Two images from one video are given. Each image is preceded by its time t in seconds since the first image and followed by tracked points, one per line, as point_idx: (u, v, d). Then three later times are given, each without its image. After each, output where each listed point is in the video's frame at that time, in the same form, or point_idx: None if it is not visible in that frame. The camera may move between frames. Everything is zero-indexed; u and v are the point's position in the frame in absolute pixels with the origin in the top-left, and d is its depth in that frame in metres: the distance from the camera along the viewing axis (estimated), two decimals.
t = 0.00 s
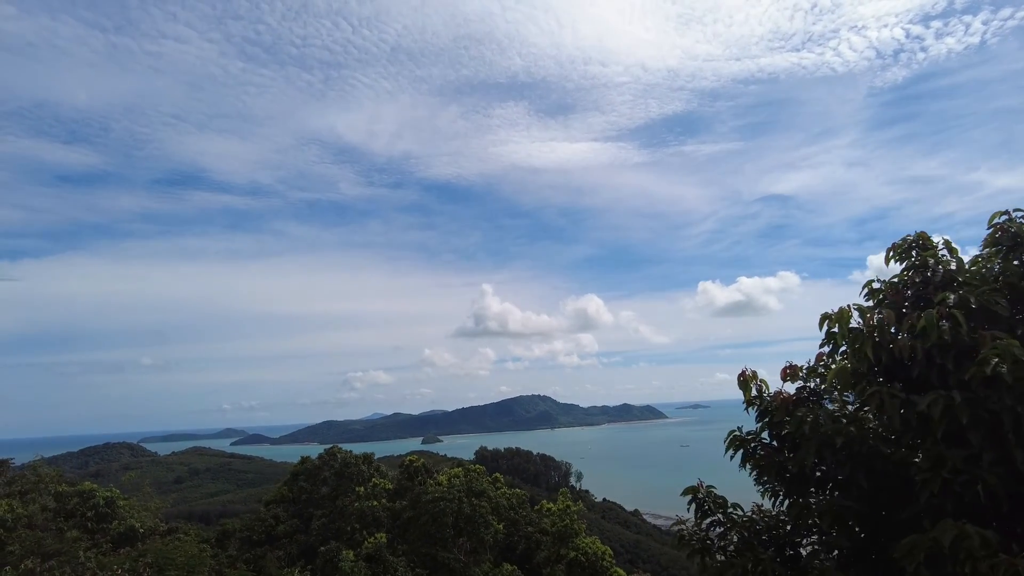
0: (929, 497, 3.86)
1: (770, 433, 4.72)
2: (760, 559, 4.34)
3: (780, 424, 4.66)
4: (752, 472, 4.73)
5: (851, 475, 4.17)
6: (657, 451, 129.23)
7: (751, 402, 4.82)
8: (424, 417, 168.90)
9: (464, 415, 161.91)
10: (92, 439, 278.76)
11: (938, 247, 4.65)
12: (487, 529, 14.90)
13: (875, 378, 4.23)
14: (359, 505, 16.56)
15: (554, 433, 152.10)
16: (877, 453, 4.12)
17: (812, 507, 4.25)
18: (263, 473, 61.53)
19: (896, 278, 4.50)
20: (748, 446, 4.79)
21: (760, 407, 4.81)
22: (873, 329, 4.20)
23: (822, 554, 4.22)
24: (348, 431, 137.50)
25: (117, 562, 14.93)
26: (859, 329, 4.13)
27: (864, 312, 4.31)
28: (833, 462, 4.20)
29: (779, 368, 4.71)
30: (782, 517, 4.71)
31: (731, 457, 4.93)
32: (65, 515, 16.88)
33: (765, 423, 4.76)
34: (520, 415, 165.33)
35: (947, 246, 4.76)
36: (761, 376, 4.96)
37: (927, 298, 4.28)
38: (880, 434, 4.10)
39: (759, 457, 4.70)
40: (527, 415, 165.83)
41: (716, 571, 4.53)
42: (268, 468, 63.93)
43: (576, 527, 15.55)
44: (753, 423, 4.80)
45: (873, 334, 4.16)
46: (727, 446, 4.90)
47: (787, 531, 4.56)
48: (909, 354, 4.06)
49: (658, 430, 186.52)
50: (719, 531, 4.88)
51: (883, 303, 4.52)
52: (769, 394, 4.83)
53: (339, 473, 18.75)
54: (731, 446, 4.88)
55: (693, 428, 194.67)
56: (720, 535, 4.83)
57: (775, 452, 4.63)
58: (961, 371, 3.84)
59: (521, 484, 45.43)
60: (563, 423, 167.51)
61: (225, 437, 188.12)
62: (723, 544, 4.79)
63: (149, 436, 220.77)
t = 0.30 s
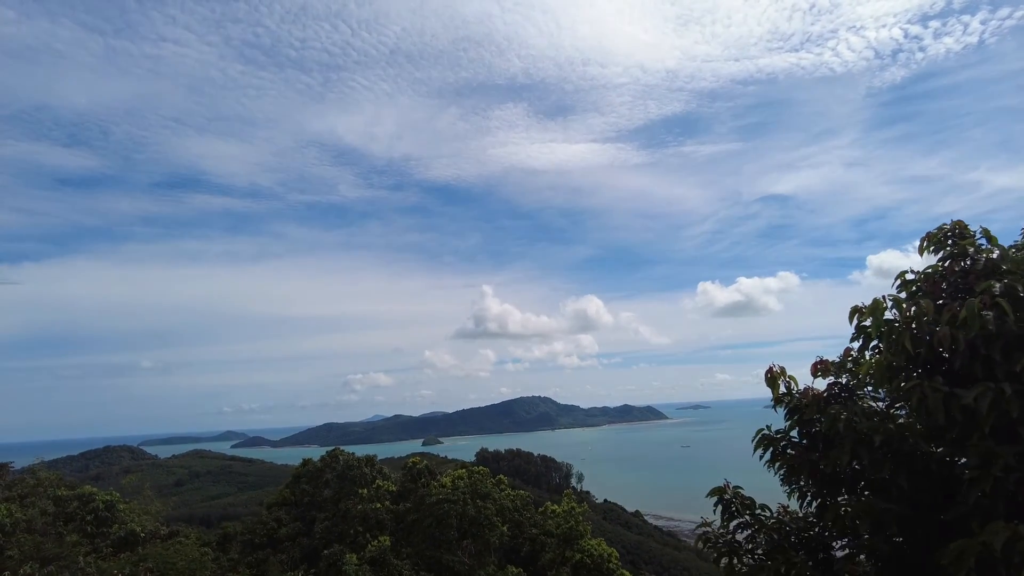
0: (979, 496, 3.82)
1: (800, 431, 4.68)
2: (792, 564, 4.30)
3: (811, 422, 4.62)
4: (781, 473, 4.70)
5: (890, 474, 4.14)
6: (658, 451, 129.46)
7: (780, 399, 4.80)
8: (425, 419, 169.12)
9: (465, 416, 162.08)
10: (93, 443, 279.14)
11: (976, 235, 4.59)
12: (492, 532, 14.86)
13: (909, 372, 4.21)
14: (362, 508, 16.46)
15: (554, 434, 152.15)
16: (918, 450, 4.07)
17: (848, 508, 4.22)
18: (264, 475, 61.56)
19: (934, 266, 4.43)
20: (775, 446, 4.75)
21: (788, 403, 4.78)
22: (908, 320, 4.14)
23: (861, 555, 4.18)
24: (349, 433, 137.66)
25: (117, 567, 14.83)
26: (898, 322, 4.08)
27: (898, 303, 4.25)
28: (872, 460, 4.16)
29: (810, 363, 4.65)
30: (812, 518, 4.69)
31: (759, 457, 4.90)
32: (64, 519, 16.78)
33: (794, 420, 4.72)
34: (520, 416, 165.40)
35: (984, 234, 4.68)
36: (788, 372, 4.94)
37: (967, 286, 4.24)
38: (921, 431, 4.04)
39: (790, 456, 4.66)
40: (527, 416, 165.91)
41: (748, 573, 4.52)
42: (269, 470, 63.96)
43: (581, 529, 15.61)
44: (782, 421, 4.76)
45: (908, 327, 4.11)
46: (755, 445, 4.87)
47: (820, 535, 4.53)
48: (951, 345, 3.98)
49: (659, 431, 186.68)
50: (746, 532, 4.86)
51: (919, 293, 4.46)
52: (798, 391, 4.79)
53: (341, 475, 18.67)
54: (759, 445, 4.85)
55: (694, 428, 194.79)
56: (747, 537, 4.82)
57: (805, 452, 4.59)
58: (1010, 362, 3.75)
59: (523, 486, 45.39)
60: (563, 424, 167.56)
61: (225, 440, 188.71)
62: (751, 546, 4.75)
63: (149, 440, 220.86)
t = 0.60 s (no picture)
0: None
1: (840, 431, 4.62)
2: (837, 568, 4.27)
3: (852, 421, 4.56)
4: (819, 475, 4.67)
5: (941, 475, 4.06)
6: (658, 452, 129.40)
7: (819, 397, 4.76)
8: (425, 421, 169.08)
9: (465, 418, 162.07)
10: (93, 446, 279.05)
11: None
12: (498, 535, 14.78)
13: (959, 368, 4.15)
14: (366, 511, 16.36)
15: (554, 436, 152.02)
16: (969, 451, 4.01)
17: (896, 512, 4.15)
18: (264, 477, 61.51)
19: (981, 259, 4.42)
20: (815, 448, 4.71)
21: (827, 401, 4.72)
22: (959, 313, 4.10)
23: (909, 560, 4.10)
24: (349, 435, 137.68)
25: (118, 573, 14.71)
26: (947, 316, 4.02)
27: (948, 295, 4.21)
28: (922, 460, 4.09)
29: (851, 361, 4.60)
30: (850, 523, 4.66)
31: (796, 460, 4.88)
32: (64, 523, 16.70)
33: (833, 420, 4.65)
34: (520, 417, 165.30)
35: None
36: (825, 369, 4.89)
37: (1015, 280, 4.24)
38: (974, 429, 3.97)
39: (829, 458, 4.62)
40: (527, 417, 165.81)
41: None
42: (269, 472, 63.93)
43: (587, 531, 15.49)
44: (820, 421, 4.71)
45: (962, 320, 4.05)
46: (793, 448, 4.84)
47: (860, 539, 4.52)
48: (1004, 340, 3.94)
49: (660, 432, 186.46)
50: (782, 538, 4.85)
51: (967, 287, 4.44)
52: (837, 388, 4.73)
53: (344, 478, 18.66)
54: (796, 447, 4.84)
55: (694, 429, 194.62)
56: (784, 542, 4.82)
57: (846, 453, 4.53)
58: None
59: (524, 487, 45.34)
60: (563, 425, 167.38)
61: (225, 442, 188.57)
62: (787, 553, 4.77)
63: (148, 442, 220.85)
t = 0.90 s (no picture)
0: None
1: (884, 431, 4.55)
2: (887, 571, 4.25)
3: (897, 421, 4.49)
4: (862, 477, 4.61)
5: (997, 478, 4.04)
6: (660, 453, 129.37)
7: (863, 396, 4.67)
8: (426, 421, 169.06)
9: (467, 418, 162.09)
10: (96, 445, 279.44)
11: None
12: (508, 537, 14.78)
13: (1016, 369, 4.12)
14: (374, 513, 16.33)
15: (557, 436, 152.01)
16: None
17: (951, 516, 4.14)
18: (266, 477, 61.52)
19: None
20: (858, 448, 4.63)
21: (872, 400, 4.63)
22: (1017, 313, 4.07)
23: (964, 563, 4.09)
24: (351, 435, 137.72)
25: (127, 573, 14.70)
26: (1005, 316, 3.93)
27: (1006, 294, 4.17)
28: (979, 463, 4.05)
29: (896, 361, 4.52)
30: (893, 527, 4.61)
31: (837, 460, 4.80)
32: (71, 523, 16.66)
33: (877, 421, 4.59)
34: (522, 417, 165.25)
35: None
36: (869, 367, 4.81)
37: None
38: None
39: (871, 459, 4.58)
40: (530, 418, 165.73)
41: None
42: (271, 472, 63.95)
43: (596, 532, 15.42)
44: (862, 421, 4.65)
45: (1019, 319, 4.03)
46: (835, 448, 4.75)
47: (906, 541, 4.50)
48: None
49: (660, 432, 186.83)
50: (823, 543, 4.76)
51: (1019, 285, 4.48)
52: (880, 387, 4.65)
53: (351, 478, 18.66)
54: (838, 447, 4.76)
55: (697, 429, 194.14)
56: (825, 547, 4.75)
57: (891, 454, 4.47)
58: None
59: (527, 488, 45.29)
60: (565, 425, 167.15)
61: (227, 442, 188.69)
62: (830, 558, 4.67)
63: (151, 441, 221.13)
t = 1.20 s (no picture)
0: None
1: (930, 434, 4.55)
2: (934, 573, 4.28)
3: (942, 423, 4.49)
4: (903, 477, 4.66)
5: None
6: (661, 456, 129.30)
7: (908, 396, 4.68)
8: (427, 423, 169.00)
9: (468, 420, 162.11)
10: (97, 446, 279.85)
11: None
12: (518, 540, 14.69)
13: None
14: (382, 515, 16.25)
15: (557, 439, 151.96)
16: None
17: (1002, 519, 4.17)
18: (267, 478, 61.53)
19: None
20: (904, 449, 4.66)
21: (917, 402, 4.63)
22: None
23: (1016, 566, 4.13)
24: (351, 437, 137.80)
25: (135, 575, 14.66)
26: None
27: None
28: None
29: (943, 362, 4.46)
30: (935, 530, 4.63)
31: (879, 461, 4.82)
32: (77, 524, 16.63)
33: (922, 422, 4.59)
34: (523, 420, 165.21)
35: None
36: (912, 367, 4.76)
37: None
38: None
39: (916, 461, 4.62)
40: (531, 420, 165.69)
41: None
42: (272, 474, 63.93)
43: (604, 535, 15.47)
44: (907, 423, 4.66)
45: None
46: (878, 448, 4.78)
47: (951, 545, 4.52)
48: None
49: (660, 435, 186.83)
50: (865, 547, 4.72)
51: None
52: (926, 388, 4.63)
53: (357, 479, 18.69)
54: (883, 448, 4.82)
55: (696, 433, 194.44)
56: (867, 551, 4.70)
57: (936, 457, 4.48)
58: None
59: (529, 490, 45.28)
60: (566, 428, 167.04)
61: (228, 442, 189.09)
62: (873, 562, 4.63)
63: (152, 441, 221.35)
